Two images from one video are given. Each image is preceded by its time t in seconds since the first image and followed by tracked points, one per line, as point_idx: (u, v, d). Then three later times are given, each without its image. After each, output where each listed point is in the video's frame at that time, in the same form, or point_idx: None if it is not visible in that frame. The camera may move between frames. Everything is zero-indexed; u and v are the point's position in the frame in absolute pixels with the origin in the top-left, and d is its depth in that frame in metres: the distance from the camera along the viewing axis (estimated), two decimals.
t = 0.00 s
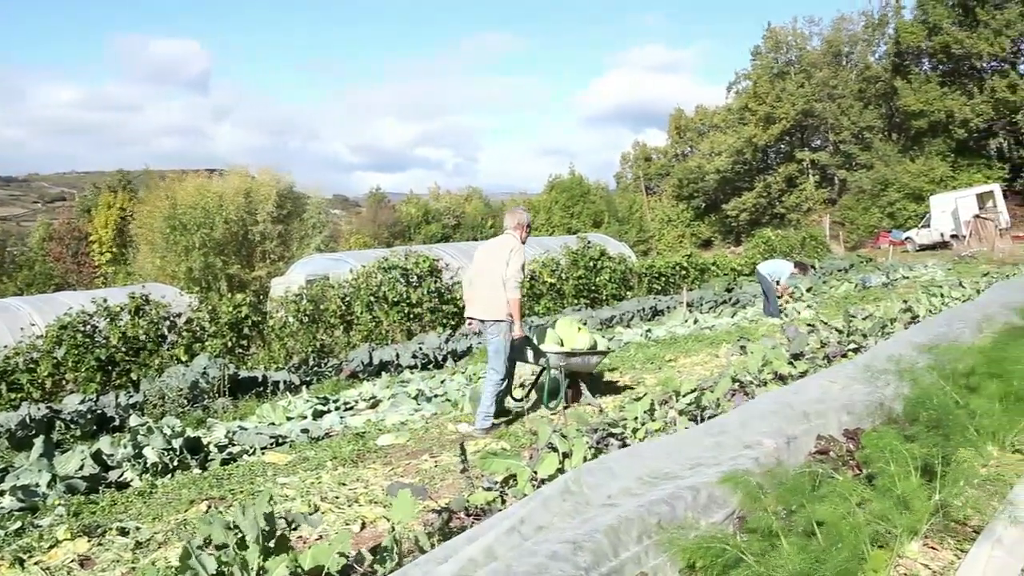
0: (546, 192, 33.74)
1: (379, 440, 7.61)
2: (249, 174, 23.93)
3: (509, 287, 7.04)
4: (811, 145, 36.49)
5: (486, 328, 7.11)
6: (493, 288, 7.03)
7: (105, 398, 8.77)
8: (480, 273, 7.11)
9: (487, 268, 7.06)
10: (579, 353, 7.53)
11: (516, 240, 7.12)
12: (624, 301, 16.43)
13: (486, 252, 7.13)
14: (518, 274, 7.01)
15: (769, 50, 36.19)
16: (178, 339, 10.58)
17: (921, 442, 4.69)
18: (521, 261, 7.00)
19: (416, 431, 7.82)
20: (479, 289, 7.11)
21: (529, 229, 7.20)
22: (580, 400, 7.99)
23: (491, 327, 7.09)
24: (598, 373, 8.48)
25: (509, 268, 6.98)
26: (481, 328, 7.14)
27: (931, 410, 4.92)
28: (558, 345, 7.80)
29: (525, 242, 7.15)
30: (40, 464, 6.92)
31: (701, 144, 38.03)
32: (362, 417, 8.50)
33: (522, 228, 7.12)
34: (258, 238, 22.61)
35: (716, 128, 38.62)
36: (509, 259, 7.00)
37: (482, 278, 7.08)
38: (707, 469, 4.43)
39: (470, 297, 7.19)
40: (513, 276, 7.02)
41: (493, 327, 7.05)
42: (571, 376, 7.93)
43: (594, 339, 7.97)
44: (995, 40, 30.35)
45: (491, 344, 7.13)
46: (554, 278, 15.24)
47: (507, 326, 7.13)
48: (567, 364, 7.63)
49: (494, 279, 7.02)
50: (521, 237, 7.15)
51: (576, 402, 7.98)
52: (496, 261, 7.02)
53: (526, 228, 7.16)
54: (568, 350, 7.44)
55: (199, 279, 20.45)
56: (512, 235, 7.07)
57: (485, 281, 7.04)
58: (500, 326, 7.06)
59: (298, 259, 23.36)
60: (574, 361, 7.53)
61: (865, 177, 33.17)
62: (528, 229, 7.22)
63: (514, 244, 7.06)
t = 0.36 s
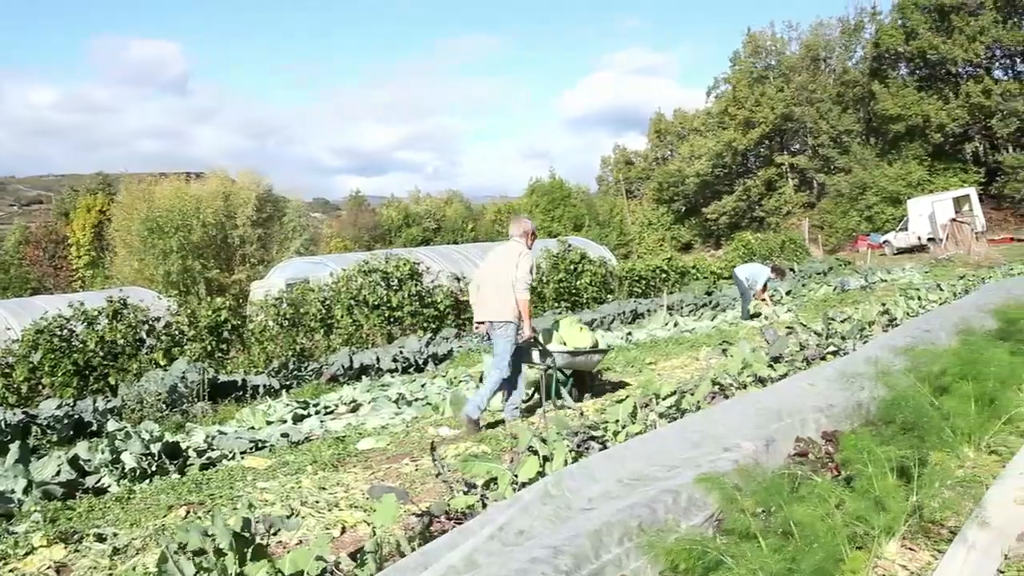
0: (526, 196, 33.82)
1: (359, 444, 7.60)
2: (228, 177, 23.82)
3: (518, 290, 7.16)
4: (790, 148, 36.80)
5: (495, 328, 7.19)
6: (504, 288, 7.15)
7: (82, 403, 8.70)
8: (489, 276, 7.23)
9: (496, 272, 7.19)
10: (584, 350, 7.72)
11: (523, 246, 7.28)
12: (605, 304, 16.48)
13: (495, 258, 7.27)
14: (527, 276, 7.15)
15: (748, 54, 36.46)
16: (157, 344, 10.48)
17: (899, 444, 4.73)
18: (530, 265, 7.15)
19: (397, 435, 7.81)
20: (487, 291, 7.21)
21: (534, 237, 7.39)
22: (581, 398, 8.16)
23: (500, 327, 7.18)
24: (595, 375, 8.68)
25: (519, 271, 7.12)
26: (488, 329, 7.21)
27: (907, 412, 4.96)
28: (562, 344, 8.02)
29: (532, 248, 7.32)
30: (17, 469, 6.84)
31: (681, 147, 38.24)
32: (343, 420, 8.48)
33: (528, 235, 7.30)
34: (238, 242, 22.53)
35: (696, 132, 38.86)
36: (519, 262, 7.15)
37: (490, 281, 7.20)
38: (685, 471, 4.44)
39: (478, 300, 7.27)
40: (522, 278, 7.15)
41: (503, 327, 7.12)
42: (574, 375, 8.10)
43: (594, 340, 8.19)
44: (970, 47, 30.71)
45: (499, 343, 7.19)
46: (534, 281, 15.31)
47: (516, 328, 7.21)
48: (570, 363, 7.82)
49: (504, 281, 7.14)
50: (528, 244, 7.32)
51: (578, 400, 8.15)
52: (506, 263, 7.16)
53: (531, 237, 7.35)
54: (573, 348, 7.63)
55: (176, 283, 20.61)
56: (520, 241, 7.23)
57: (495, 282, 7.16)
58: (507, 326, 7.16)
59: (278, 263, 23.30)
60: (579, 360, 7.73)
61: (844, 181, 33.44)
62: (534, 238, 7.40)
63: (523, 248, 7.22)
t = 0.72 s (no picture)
0: (509, 201, 33.84)
1: (341, 448, 7.57)
2: (209, 181, 23.71)
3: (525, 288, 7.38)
4: (770, 153, 37.04)
5: (506, 326, 7.43)
6: (511, 289, 7.37)
7: (62, 408, 8.63)
8: (495, 278, 7.44)
9: (501, 274, 7.40)
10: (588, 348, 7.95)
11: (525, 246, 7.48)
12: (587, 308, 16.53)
13: (497, 260, 7.48)
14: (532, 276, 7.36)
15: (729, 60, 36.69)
16: (137, 348, 10.43)
17: (879, 447, 4.76)
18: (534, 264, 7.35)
19: (379, 439, 7.79)
20: (495, 293, 7.43)
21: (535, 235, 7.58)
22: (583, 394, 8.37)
23: (511, 326, 7.42)
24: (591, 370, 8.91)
25: (524, 271, 7.34)
26: (500, 329, 7.45)
27: (888, 415, 4.99)
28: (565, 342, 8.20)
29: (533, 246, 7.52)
30: None
31: (663, 152, 38.39)
32: (325, 425, 8.45)
33: (529, 234, 7.49)
34: (219, 246, 22.45)
35: (677, 136, 39.05)
36: (523, 262, 7.35)
37: (497, 283, 7.43)
38: (667, 474, 4.46)
39: (486, 302, 7.50)
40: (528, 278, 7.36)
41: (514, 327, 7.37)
42: (576, 372, 8.32)
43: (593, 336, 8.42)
44: (947, 53, 31.01)
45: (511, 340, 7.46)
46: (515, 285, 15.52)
47: (526, 325, 7.46)
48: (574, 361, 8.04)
49: (511, 282, 7.36)
50: (529, 243, 7.52)
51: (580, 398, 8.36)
52: (510, 264, 7.37)
53: (532, 234, 7.54)
54: (578, 347, 7.85)
55: (156, 287, 20.67)
56: (521, 241, 7.42)
57: (502, 283, 7.38)
58: (519, 324, 7.40)
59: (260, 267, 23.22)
60: (583, 358, 7.96)
61: (825, 185, 33.67)
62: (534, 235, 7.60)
63: (526, 248, 7.42)
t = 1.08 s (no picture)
0: (496, 201, 33.83)
1: (329, 450, 7.55)
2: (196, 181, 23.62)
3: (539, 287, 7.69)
4: (757, 154, 37.20)
5: (518, 322, 7.71)
6: (525, 286, 7.67)
7: (47, 409, 8.57)
8: (510, 275, 7.75)
9: (516, 272, 7.71)
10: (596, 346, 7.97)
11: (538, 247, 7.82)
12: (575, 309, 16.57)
13: (512, 258, 7.79)
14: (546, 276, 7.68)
15: (717, 61, 36.79)
16: (124, 350, 10.38)
17: (867, 445, 4.78)
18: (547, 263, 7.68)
19: (366, 440, 7.77)
20: (509, 289, 7.74)
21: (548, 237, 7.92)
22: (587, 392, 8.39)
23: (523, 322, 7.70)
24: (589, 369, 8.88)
25: (538, 270, 7.66)
26: (512, 324, 7.74)
27: (875, 414, 5.01)
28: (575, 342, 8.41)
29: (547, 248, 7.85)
30: None
31: (650, 153, 38.50)
32: (312, 426, 8.44)
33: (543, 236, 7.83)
34: (206, 247, 22.39)
35: (664, 137, 39.18)
36: (537, 261, 7.67)
37: (512, 280, 7.73)
38: (655, 474, 4.47)
39: (500, 298, 7.80)
40: (541, 276, 7.68)
41: (527, 323, 7.65)
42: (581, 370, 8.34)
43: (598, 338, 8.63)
44: (933, 54, 31.15)
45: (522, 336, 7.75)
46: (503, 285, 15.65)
47: (537, 323, 7.75)
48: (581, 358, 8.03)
49: (525, 279, 7.67)
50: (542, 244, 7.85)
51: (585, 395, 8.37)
52: (525, 263, 7.69)
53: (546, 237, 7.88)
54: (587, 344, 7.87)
55: (142, 289, 20.59)
56: (535, 241, 7.75)
57: (516, 281, 7.69)
58: (530, 320, 7.68)
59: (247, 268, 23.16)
60: (590, 355, 7.97)
61: (811, 187, 33.84)
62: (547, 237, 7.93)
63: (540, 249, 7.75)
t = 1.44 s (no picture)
0: (489, 201, 33.84)
1: (322, 450, 7.55)
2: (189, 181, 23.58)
3: (553, 283, 7.69)
4: (750, 154, 37.27)
5: (532, 317, 7.69)
6: (539, 282, 7.67)
7: (39, 410, 8.55)
8: (524, 271, 7.73)
9: (531, 268, 7.70)
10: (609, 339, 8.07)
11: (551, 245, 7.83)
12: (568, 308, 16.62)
13: (525, 255, 7.78)
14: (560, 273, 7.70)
15: (711, 61, 36.83)
16: (117, 350, 10.36)
17: (861, 444, 4.80)
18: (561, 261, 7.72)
19: (360, 440, 7.77)
20: (522, 285, 7.72)
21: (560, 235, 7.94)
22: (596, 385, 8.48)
23: (535, 316, 7.68)
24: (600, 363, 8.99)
25: (552, 267, 7.68)
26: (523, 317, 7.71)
27: (869, 413, 5.03)
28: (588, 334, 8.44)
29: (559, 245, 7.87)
30: None
31: (644, 153, 38.57)
32: (305, 426, 8.43)
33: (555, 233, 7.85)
34: (199, 247, 22.38)
35: (658, 137, 39.23)
36: (552, 258, 7.69)
37: (526, 275, 7.72)
38: (649, 472, 4.48)
39: (513, 293, 7.78)
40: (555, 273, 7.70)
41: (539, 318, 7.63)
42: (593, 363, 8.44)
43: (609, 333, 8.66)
44: (927, 54, 31.17)
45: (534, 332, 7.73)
46: (498, 285, 15.74)
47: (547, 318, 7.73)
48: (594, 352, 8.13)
49: (540, 275, 7.67)
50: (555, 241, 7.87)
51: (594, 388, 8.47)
52: (539, 259, 7.68)
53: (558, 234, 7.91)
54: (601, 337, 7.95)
55: (136, 289, 20.57)
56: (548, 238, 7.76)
57: (529, 277, 7.68)
58: (541, 314, 7.66)
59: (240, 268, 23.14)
60: (603, 349, 8.07)
61: (805, 187, 33.94)
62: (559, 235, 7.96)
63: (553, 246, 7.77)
